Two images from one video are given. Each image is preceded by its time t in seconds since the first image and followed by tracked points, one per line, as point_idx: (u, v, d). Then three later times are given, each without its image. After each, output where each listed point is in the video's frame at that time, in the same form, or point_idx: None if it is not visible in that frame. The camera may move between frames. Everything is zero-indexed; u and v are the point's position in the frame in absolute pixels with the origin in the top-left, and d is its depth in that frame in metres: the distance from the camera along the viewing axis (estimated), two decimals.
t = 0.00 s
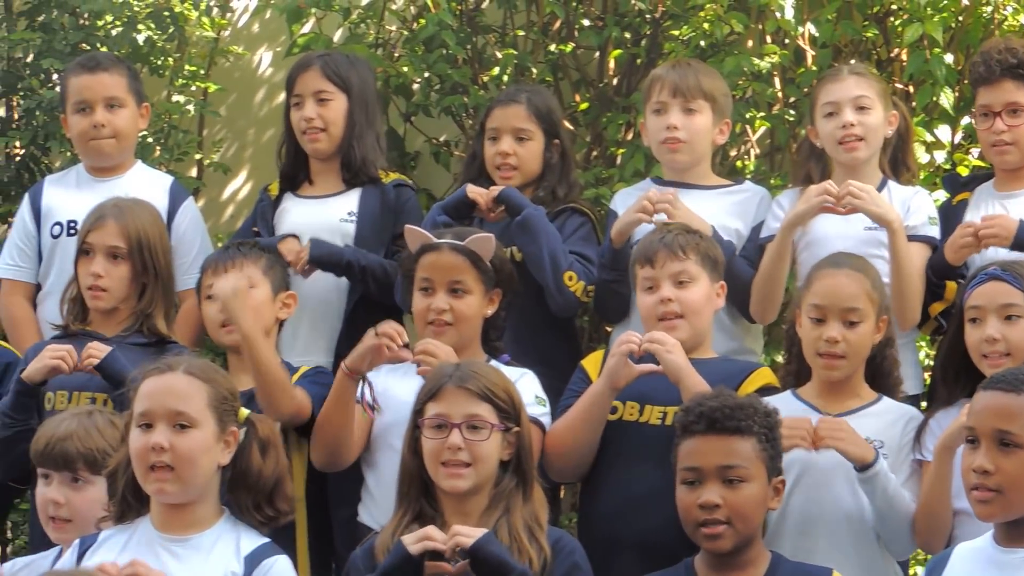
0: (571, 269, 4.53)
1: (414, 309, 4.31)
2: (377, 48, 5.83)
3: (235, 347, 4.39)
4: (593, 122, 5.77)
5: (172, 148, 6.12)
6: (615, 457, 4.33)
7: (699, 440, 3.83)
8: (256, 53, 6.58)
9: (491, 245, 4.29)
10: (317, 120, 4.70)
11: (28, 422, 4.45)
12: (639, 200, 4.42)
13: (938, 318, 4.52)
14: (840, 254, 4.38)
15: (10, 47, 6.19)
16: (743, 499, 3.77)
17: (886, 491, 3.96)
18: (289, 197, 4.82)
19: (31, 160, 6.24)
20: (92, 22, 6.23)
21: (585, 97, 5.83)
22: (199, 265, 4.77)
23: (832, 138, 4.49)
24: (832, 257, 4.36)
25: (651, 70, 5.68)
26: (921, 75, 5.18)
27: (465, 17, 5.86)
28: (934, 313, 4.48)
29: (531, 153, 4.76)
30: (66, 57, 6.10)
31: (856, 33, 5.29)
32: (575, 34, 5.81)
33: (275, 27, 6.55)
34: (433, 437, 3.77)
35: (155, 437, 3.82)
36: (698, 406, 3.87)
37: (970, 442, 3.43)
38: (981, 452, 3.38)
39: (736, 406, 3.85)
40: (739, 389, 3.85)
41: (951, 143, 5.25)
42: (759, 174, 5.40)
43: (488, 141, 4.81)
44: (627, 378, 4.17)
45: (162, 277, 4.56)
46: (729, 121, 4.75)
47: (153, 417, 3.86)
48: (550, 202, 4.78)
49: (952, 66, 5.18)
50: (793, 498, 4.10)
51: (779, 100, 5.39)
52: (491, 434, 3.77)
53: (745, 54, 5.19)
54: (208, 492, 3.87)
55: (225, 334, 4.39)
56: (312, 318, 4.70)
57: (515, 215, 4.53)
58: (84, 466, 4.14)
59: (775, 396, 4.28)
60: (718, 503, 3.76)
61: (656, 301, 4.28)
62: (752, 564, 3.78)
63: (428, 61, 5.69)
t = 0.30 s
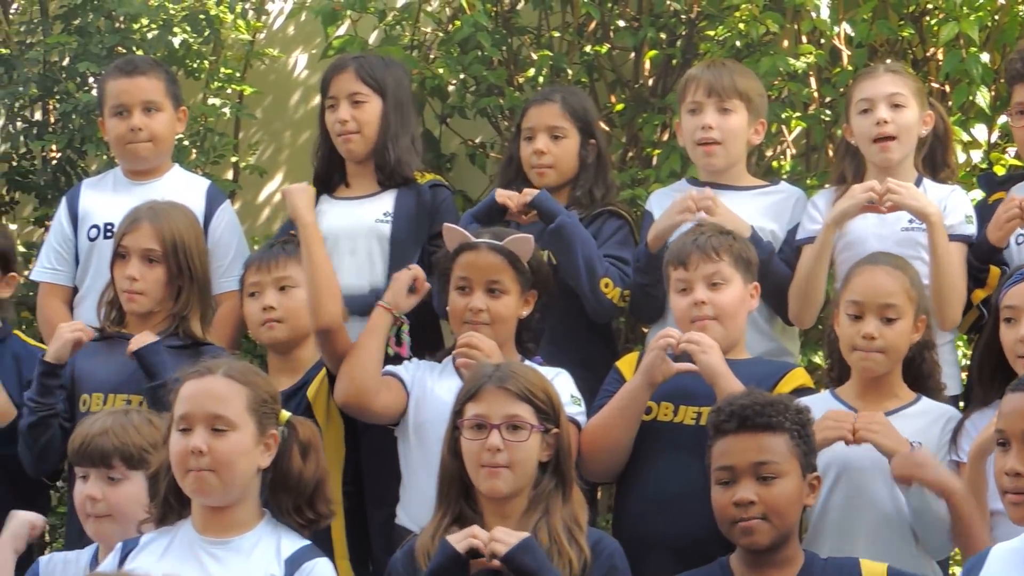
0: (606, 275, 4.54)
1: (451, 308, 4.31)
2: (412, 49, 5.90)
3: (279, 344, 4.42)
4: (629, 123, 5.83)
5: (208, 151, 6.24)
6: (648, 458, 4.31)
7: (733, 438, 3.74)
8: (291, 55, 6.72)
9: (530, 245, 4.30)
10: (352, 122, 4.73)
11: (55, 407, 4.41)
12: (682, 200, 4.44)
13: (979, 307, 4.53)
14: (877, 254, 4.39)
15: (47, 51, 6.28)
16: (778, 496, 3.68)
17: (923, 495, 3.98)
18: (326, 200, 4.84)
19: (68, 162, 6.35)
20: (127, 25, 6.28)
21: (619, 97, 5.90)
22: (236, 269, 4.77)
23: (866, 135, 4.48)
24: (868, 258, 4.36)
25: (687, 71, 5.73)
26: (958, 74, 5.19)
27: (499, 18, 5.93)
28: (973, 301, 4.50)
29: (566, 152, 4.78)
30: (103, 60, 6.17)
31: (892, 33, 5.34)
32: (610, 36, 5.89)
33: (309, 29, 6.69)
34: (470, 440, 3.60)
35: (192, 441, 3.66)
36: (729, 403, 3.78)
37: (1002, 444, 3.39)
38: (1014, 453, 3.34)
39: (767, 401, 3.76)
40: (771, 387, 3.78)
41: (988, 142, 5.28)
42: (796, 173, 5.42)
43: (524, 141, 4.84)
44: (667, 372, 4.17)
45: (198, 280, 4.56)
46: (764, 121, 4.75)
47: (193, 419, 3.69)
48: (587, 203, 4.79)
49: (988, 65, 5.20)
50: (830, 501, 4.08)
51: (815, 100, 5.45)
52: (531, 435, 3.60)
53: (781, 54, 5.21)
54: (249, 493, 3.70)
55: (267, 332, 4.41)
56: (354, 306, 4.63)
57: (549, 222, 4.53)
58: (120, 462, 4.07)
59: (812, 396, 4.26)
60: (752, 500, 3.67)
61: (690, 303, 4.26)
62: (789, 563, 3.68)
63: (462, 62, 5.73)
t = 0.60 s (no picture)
0: (644, 291, 4.54)
1: (487, 312, 4.31)
2: (448, 51, 5.98)
3: (320, 351, 4.34)
4: (665, 124, 5.85)
5: (244, 153, 6.32)
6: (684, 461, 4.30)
7: (760, 445, 3.69)
8: (327, 58, 6.76)
9: (570, 254, 4.32)
10: (388, 128, 4.76)
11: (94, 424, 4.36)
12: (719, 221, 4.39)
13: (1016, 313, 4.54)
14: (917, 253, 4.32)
15: (83, 53, 6.39)
16: (809, 499, 3.63)
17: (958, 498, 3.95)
18: (358, 201, 4.88)
19: (104, 164, 6.45)
20: (163, 27, 6.38)
21: (656, 99, 5.94)
22: (273, 272, 4.75)
23: (906, 141, 4.51)
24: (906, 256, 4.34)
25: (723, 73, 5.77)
26: (995, 76, 5.22)
27: (535, 20, 6.01)
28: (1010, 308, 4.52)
29: (605, 152, 4.79)
30: (138, 63, 6.28)
31: (928, 35, 5.38)
32: (646, 37, 5.93)
33: (346, 32, 6.72)
34: (519, 446, 3.58)
35: (232, 438, 3.66)
36: (755, 409, 3.72)
37: None
38: None
39: (793, 405, 3.70)
40: (797, 390, 3.72)
41: None
42: (833, 177, 5.34)
43: (564, 141, 4.85)
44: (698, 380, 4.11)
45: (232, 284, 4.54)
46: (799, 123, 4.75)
47: (229, 420, 3.70)
48: (625, 205, 4.80)
49: None
50: (865, 505, 4.01)
51: (851, 102, 5.50)
52: (576, 437, 3.58)
53: (817, 56, 5.26)
54: (296, 490, 3.69)
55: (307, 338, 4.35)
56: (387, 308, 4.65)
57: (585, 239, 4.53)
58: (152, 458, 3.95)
59: (844, 399, 4.13)
60: (784, 505, 3.62)
61: (724, 302, 4.20)
62: (822, 564, 3.64)
63: (499, 64, 5.80)
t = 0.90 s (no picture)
0: (683, 306, 4.55)
1: (520, 312, 4.31)
2: (484, 52, 6.07)
3: (355, 351, 4.34)
4: (699, 125, 5.98)
5: (280, 154, 6.43)
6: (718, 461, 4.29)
7: (791, 445, 3.60)
8: (362, 58, 6.85)
9: (603, 253, 4.30)
10: (422, 130, 4.78)
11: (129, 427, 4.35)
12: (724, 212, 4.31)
13: None
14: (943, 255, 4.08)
15: (119, 54, 6.48)
16: (841, 500, 3.54)
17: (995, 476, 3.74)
18: (390, 201, 4.92)
19: (139, 165, 6.53)
20: (197, 28, 6.48)
21: (690, 99, 6.04)
22: (309, 272, 4.76)
23: (949, 137, 4.48)
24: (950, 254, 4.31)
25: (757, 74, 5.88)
26: None
27: (571, 20, 6.11)
28: None
29: (640, 160, 4.78)
30: (173, 64, 6.38)
31: (964, 35, 5.47)
32: (681, 37, 6.03)
33: (381, 33, 6.83)
34: (571, 444, 3.58)
35: (275, 442, 3.65)
36: (786, 410, 3.65)
37: None
38: None
39: (824, 405, 3.62)
40: (826, 390, 3.64)
41: None
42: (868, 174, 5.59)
43: (596, 153, 4.85)
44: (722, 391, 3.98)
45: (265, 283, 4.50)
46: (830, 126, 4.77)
47: (271, 423, 3.68)
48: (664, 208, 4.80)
49: None
50: (898, 502, 3.89)
51: (886, 102, 5.59)
52: (629, 435, 3.58)
53: (852, 57, 5.42)
54: (341, 491, 3.69)
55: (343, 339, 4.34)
56: (425, 311, 4.69)
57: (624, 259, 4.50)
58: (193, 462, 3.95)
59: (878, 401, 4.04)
60: (815, 505, 3.53)
61: (757, 299, 4.15)
62: (856, 566, 3.54)
63: (534, 64, 5.85)
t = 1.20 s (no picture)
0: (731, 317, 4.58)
1: (559, 312, 4.31)
2: (522, 52, 6.09)
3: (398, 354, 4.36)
4: (738, 124, 5.98)
5: (318, 154, 6.48)
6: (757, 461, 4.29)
7: (829, 445, 3.57)
8: (400, 59, 6.86)
9: (640, 253, 4.29)
10: (460, 131, 4.78)
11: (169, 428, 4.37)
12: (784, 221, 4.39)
13: None
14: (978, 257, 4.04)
15: (157, 55, 6.54)
16: (878, 498, 3.50)
17: None
18: (427, 202, 4.92)
19: (178, 166, 6.59)
20: (237, 28, 6.50)
21: (729, 99, 6.07)
22: (347, 272, 4.77)
23: (997, 137, 4.46)
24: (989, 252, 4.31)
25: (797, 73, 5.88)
26: None
27: (609, 21, 6.14)
28: None
29: (686, 163, 4.79)
30: (212, 65, 6.40)
31: (1003, 34, 5.46)
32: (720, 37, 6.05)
33: (418, 33, 6.83)
34: (608, 443, 3.58)
35: (313, 444, 3.58)
36: (823, 409, 3.61)
37: None
38: None
39: (861, 403, 3.57)
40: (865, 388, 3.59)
41: None
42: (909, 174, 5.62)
43: (645, 150, 4.85)
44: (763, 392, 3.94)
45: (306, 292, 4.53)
46: (861, 124, 4.74)
47: (308, 425, 3.62)
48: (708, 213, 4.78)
49: None
50: (938, 504, 3.88)
51: (925, 102, 5.60)
52: (666, 438, 3.56)
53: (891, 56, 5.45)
54: (379, 488, 3.63)
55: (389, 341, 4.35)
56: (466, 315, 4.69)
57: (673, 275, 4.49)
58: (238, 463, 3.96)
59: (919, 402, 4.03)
60: (853, 504, 3.49)
61: (799, 299, 4.12)
62: (896, 566, 3.51)
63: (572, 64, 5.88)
